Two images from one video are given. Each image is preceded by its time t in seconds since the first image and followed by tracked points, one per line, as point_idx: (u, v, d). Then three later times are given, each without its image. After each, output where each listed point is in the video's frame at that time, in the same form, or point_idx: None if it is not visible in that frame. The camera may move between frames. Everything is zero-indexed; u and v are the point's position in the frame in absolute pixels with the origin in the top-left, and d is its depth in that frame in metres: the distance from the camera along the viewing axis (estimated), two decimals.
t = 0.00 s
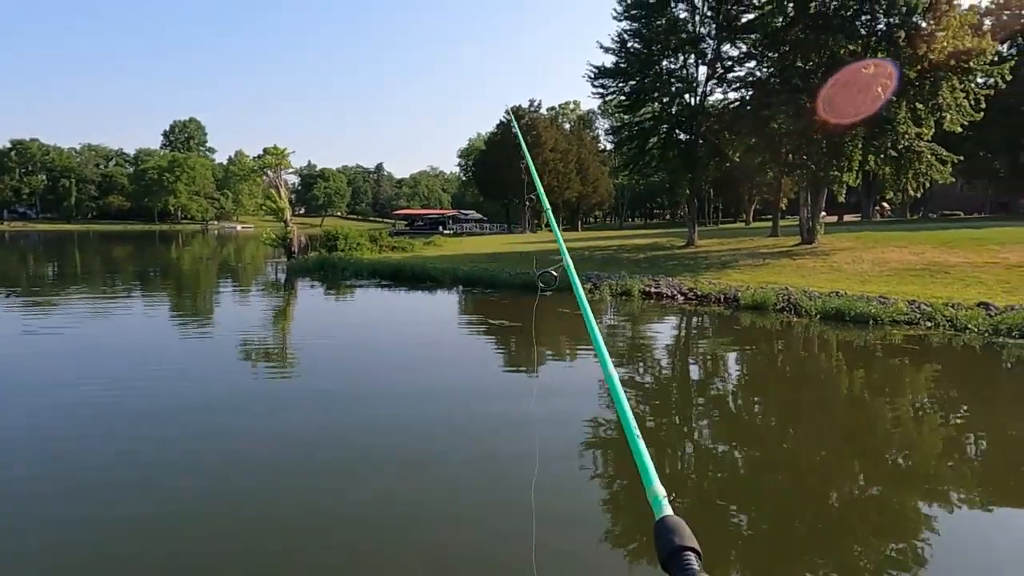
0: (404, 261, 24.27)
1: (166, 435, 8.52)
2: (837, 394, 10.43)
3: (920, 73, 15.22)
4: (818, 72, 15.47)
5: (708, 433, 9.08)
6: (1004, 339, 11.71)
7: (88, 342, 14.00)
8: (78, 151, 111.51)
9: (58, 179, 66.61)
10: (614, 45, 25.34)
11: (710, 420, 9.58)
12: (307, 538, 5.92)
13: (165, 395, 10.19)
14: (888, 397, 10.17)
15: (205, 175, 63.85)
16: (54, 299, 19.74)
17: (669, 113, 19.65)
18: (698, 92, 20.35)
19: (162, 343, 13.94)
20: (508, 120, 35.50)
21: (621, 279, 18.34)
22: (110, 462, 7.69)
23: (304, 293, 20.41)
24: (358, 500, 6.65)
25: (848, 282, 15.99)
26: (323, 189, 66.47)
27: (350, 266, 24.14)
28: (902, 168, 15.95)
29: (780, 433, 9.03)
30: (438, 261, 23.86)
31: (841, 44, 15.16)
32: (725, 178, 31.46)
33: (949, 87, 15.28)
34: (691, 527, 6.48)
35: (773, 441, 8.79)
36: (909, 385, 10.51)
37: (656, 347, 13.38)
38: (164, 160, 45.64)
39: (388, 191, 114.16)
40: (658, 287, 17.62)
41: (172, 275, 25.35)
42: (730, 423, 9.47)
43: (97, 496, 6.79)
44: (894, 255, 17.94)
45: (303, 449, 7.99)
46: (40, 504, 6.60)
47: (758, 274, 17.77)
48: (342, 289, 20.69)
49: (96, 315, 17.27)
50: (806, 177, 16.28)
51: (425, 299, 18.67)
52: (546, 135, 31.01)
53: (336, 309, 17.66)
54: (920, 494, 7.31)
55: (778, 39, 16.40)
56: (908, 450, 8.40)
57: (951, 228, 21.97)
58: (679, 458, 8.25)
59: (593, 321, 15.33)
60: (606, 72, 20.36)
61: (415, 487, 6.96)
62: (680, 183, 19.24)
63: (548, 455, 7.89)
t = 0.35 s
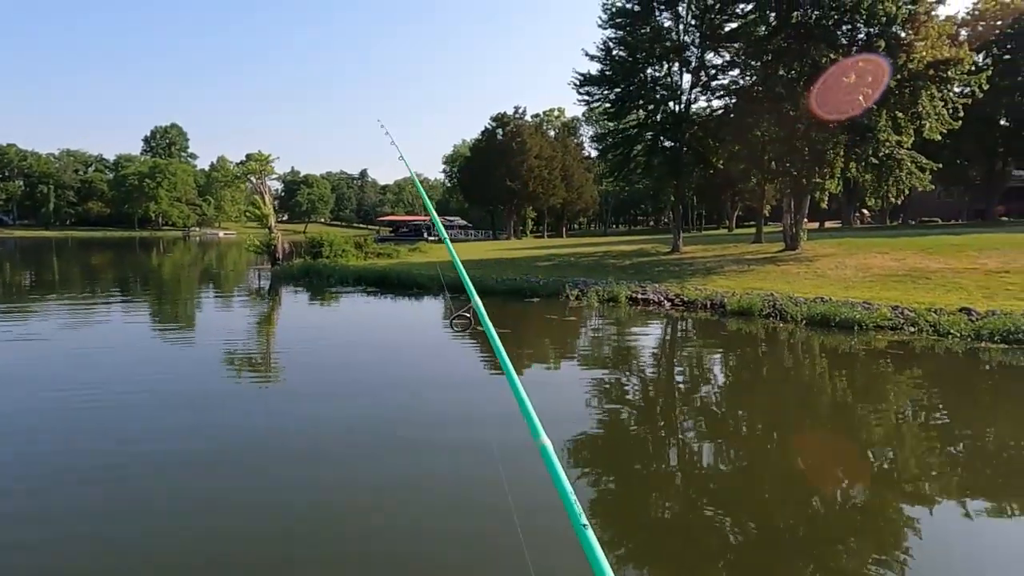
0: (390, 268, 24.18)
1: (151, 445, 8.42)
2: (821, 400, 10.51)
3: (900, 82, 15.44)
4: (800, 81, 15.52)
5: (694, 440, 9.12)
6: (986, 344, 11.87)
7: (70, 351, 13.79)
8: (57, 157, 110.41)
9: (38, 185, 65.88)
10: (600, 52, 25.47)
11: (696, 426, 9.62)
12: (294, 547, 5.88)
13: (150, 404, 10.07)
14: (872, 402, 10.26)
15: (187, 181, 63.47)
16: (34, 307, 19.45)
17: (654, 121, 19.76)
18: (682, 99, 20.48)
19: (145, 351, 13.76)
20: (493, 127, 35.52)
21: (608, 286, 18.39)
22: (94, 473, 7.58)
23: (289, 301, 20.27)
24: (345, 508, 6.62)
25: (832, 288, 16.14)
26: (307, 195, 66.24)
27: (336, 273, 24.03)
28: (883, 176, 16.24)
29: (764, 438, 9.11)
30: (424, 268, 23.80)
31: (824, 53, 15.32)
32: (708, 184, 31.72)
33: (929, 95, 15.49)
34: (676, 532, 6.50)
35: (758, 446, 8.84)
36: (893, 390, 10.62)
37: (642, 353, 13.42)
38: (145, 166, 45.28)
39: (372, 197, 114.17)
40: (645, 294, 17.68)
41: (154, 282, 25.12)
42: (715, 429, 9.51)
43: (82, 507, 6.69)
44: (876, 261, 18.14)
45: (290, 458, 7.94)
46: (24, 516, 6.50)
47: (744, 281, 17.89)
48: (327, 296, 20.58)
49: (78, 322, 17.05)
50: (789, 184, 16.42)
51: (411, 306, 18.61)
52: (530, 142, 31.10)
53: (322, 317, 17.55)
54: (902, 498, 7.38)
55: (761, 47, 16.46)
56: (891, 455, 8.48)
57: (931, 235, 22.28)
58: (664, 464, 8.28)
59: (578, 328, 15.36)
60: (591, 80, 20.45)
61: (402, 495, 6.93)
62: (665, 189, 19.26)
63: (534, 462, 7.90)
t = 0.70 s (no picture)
0: (374, 273, 24.09)
1: (137, 453, 8.30)
2: (804, 403, 10.60)
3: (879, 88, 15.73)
4: (783, 87, 15.46)
5: (678, 442, 9.19)
6: (967, 347, 12.05)
7: (51, 357, 13.59)
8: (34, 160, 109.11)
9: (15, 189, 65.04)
10: (585, 57, 25.61)
11: (680, 429, 9.68)
12: (286, 553, 5.86)
13: (135, 411, 9.93)
14: (853, 405, 10.39)
15: (167, 185, 62.88)
16: (12, 313, 19.13)
17: (638, 126, 19.84)
18: (666, 104, 20.61)
19: (127, 357, 13.59)
20: (478, 132, 35.61)
21: (595, 290, 18.44)
22: (80, 481, 7.47)
23: (273, 305, 20.13)
24: (336, 513, 6.60)
25: (816, 292, 16.31)
26: (288, 200, 65.88)
27: (320, 278, 23.88)
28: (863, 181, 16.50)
29: (748, 441, 9.17)
30: (408, 273, 23.73)
31: (806, 60, 15.53)
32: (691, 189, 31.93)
33: (908, 102, 15.75)
34: (664, 535, 6.53)
35: (742, 449, 8.91)
36: (875, 392, 10.74)
37: (626, 357, 13.47)
38: (125, 170, 44.83)
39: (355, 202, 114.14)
40: (631, 298, 17.74)
41: (134, 288, 24.83)
42: (699, 432, 9.58)
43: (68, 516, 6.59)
44: (858, 265, 18.36)
45: (277, 464, 7.89)
46: (9, 526, 6.39)
47: (729, 285, 18.02)
48: (311, 301, 20.44)
49: (58, 328, 16.81)
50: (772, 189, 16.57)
51: (396, 311, 18.53)
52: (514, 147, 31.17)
53: (305, 321, 17.43)
54: (885, 499, 7.48)
55: (743, 54, 16.43)
56: (873, 456, 8.60)
57: (909, 239, 22.62)
58: (650, 467, 8.33)
59: (564, 332, 15.37)
60: (576, 85, 20.54)
61: (392, 499, 6.93)
62: (649, 194, 19.26)
63: (520, 465, 7.93)
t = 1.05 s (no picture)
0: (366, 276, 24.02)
1: (129, 458, 8.21)
2: (795, 404, 10.66)
3: (868, 92, 15.82)
4: (772, 90, 15.66)
5: (670, 444, 9.21)
6: (958, 349, 12.15)
7: (41, 362, 13.47)
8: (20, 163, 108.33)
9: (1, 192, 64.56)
10: (576, 61, 25.71)
11: (672, 431, 9.70)
12: (278, 555, 5.86)
13: (126, 416, 9.83)
14: (843, 406, 10.45)
15: (154, 188, 62.51)
16: None
17: (630, 129, 19.90)
18: (657, 108, 20.70)
19: (118, 361, 13.49)
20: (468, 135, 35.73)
21: (587, 293, 18.45)
22: (70, 485, 7.39)
23: (263, 309, 20.04)
24: (327, 515, 6.59)
25: (807, 294, 16.41)
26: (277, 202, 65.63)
27: (311, 281, 23.79)
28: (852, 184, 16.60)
29: (738, 443, 9.19)
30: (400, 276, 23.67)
31: (796, 64, 15.64)
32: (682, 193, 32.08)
33: (896, 105, 15.88)
34: (653, 536, 6.55)
35: (734, 451, 8.94)
36: (865, 394, 10.81)
37: (618, 360, 13.49)
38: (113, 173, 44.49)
39: (345, 205, 114.05)
40: (623, 300, 17.77)
41: (121, 291, 24.61)
42: (691, 434, 9.61)
43: (60, 521, 6.53)
44: (848, 267, 18.49)
45: (269, 467, 7.86)
46: None
47: (720, 287, 18.09)
48: (301, 305, 20.35)
49: (44, 332, 16.63)
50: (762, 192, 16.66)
51: (387, 314, 18.46)
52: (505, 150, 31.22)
53: (295, 325, 17.35)
54: (875, 499, 7.52)
55: (733, 58, 16.46)
56: (862, 457, 8.65)
57: (898, 241, 22.81)
58: (641, 469, 8.34)
59: (553, 335, 15.35)
60: (567, 88, 20.60)
61: (383, 501, 6.92)
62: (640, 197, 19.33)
63: (512, 467, 7.93)
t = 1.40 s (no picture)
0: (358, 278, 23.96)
1: (125, 461, 8.16)
2: (789, 404, 10.68)
3: (859, 93, 15.94)
4: (765, 92, 15.75)
5: (664, 444, 9.23)
6: (952, 349, 12.22)
7: (34, 364, 13.37)
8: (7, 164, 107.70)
9: None
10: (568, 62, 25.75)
11: (666, 432, 9.71)
12: (273, 555, 5.86)
13: (121, 419, 9.77)
14: (836, 405, 10.49)
15: (143, 189, 62.10)
16: None
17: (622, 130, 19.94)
18: (650, 108, 20.73)
19: (111, 364, 13.40)
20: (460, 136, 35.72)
21: (582, 294, 18.46)
22: (67, 488, 7.34)
23: (256, 311, 19.96)
24: (322, 515, 6.60)
25: (801, 294, 16.49)
26: (268, 204, 65.36)
27: (304, 283, 23.71)
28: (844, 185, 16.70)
29: (731, 443, 9.22)
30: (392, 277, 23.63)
31: (788, 66, 15.75)
32: (673, 193, 32.19)
33: (887, 107, 15.99)
34: (648, 536, 6.57)
35: (728, 451, 8.96)
36: (857, 393, 10.86)
37: (610, 360, 13.49)
38: (102, 174, 44.32)
39: (336, 206, 113.99)
40: (618, 302, 17.80)
41: (110, 293, 24.42)
42: (685, 434, 9.63)
43: (57, 523, 6.49)
44: (841, 268, 18.59)
45: (265, 468, 7.85)
46: None
47: (714, 288, 18.16)
48: (293, 306, 20.25)
49: (34, 335, 16.47)
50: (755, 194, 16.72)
51: (380, 316, 18.41)
52: (497, 151, 31.27)
53: (289, 326, 17.30)
54: (869, 498, 7.56)
55: (726, 59, 16.52)
56: (855, 456, 8.70)
57: (889, 241, 22.96)
58: (636, 469, 8.35)
59: (546, 337, 15.34)
60: (560, 89, 20.61)
61: (378, 502, 6.92)
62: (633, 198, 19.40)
63: (505, 468, 7.93)
